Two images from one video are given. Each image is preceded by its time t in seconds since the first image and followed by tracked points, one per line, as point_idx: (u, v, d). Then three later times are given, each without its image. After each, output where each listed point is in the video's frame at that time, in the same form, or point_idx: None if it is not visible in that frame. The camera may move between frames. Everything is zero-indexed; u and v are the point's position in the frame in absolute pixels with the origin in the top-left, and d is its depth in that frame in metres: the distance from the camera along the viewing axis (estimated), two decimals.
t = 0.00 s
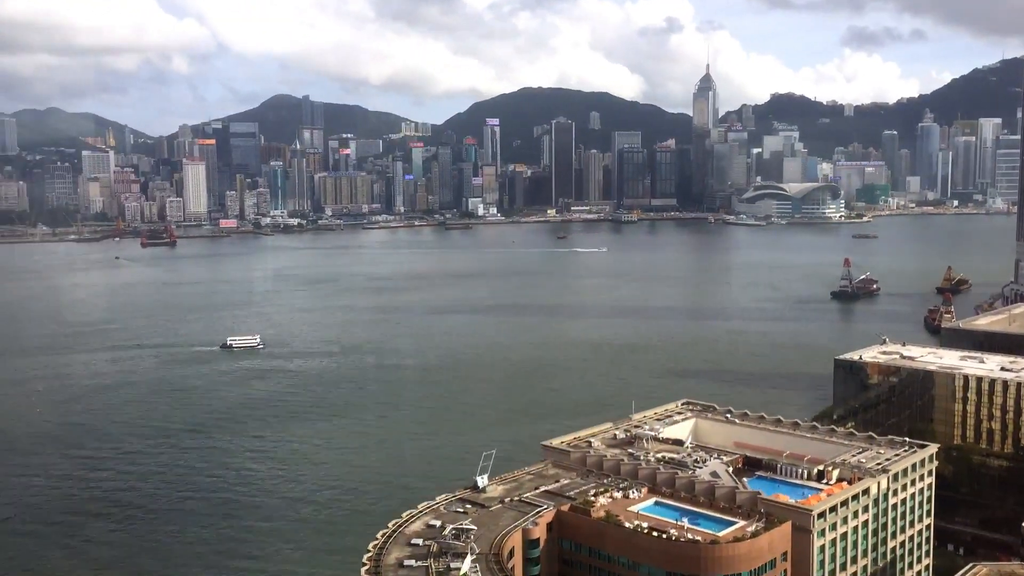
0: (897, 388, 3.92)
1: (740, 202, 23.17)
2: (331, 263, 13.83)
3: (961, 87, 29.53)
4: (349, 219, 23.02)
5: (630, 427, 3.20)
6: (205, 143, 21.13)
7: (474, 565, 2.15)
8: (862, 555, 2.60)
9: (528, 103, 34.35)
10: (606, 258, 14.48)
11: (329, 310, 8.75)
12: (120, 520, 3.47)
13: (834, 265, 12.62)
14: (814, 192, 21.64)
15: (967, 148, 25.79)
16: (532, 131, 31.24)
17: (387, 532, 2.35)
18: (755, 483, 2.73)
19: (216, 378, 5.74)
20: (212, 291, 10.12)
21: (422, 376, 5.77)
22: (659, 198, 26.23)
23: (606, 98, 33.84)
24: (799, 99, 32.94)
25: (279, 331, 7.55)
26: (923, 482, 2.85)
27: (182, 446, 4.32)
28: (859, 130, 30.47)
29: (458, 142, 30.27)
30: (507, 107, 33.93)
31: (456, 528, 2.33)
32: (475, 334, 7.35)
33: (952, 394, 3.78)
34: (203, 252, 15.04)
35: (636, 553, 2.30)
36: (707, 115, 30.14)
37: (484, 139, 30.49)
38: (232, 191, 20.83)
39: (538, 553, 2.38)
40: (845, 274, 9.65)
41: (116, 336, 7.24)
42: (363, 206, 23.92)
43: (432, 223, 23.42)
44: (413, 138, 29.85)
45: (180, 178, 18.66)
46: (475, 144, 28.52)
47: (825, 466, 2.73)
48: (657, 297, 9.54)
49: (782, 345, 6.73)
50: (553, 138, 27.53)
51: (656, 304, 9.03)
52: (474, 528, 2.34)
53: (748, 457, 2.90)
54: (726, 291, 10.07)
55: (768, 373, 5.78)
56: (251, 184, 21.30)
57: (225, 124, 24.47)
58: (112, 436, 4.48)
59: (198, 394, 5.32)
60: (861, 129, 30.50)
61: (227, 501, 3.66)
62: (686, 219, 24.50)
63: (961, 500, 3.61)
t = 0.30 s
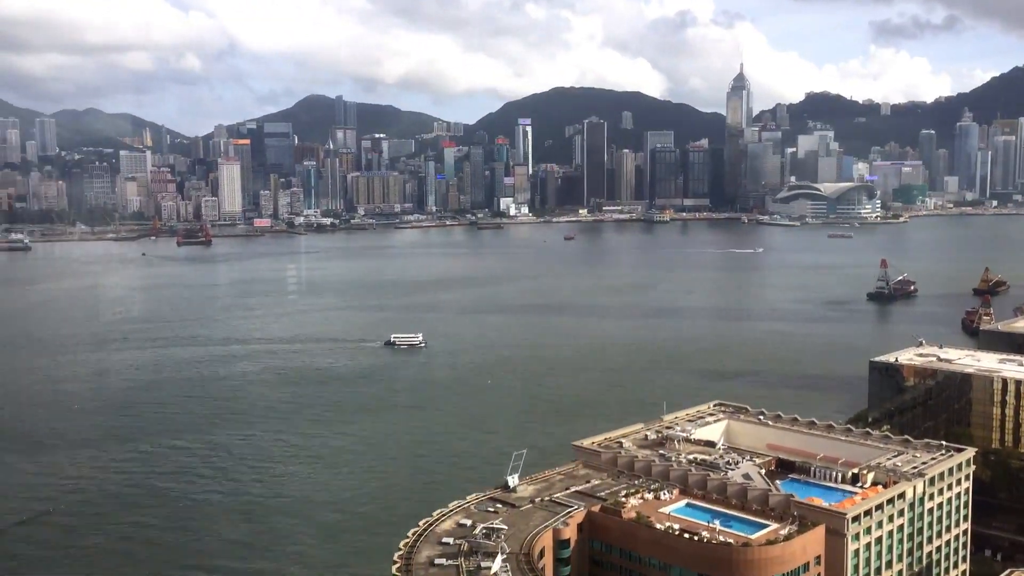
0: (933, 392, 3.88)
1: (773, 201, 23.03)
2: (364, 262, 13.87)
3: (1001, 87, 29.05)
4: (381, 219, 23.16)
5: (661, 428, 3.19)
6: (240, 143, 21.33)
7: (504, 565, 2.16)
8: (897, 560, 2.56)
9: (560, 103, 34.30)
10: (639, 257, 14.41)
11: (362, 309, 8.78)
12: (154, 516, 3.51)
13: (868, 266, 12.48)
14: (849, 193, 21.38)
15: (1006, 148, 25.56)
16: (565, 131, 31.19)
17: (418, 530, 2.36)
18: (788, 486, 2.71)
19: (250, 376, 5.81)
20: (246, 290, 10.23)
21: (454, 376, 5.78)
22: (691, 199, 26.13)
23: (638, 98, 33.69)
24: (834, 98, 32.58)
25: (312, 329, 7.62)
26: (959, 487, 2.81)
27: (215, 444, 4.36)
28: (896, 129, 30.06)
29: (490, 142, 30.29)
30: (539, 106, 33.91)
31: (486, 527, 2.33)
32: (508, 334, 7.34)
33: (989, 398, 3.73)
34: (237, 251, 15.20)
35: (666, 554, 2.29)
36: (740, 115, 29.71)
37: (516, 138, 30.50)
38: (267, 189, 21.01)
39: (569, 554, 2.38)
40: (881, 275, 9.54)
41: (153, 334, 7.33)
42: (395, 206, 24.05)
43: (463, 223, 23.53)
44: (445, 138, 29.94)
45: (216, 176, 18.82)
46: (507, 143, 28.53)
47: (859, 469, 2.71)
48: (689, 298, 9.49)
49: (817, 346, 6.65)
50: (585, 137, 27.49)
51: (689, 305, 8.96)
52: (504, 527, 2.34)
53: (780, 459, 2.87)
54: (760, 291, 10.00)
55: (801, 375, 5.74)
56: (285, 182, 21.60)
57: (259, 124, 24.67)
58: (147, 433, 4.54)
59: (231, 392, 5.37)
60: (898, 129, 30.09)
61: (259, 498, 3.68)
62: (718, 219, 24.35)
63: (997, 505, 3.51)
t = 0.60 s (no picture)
0: (972, 395, 3.81)
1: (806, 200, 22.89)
2: (398, 262, 13.88)
3: None
4: (414, 218, 23.25)
5: (695, 429, 3.17)
6: (275, 143, 21.51)
7: (535, 565, 2.16)
8: (934, 565, 2.53)
9: (594, 102, 34.17)
10: (674, 258, 14.32)
11: (395, 309, 8.78)
12: (189, 513, 3.54)
13: (907, 267, 12.30)
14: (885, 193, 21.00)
15: None
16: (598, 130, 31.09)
17: (450, 529, 2.37)
18: (823, 489, 2.68)
19: (284, 374, 5.86)
20: (280, 289, 10.31)
21: (486, 375, 5.78)
22: (725, 199, 26.05)
23: (673, 97, 33.48)
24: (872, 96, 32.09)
25: (346, 328, 7.66)
26: (999, 492, 2.76)
27: (249, 442, 4.40)
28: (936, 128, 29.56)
29: (523, 141, 30.27)
30: (573, 105, 33.82)
31: (518, 527, 2.33)
32: (541, 333, 7.33)
33: None
34: (272, 250, 15.33)
35: (699, 556, 2.27)
36: (775, 114, 29.43)
37: (549, 138, 30.45)
38: (301, 189, 21.13)
39: (600, 554, 2.37)
40: (920, 276, 9.40)
41: (189, 333, 7.39)
42: (428, 206, 24.18)
43: (496, 224, 23.78)
44: (479, 137, 29.98)
45: (251, 176, 18.96)
46: (540, 143, 28.50)
47: (896, 473, 2.67)
48: (724, 298, 9.42)
49: (854, 348, 6.57)
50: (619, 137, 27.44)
51: (723, 305, 8.89)
52: (536, 527, 2.34)
53: (816, 462, 2.84)
54: (795, 292, 9.89)
55: (836, 377, 5.67)
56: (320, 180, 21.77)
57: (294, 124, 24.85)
58: (182, 430, 4.59)
59: (266, 391, 5.41)
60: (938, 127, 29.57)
61: (291, 496, 3.70)
62: (752, 219, 24.19)
63: None
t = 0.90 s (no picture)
0: (1015, 398, 3.73)
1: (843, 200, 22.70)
2: (433, 262, 13.90)
3: None
4: (448, 218, 23.30)
5: (730, 431, 3.15)
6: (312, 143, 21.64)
7: (568, 564, 2.15)
8: (974, 571, 2.48)
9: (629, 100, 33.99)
10: (710, 258, 14.20)
11: (429, 309, 8.80)
12: (224, 510, 3.57)
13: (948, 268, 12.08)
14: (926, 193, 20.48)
15: None
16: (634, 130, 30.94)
17: (483, 528, 2.38)
18: (860, 493, 2.64)
19: (318, 373, 5.89)
20: (316, 288, 10.37)
21: (519, 376, 5.78)
22: (761, 198, 25.89)
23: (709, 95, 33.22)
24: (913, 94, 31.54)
25: (380, 328, 7.68)
26: None
27: (283, 440, 4.43)
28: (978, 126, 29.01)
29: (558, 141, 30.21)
30: (608, 104, 33.69)
31: (551, 527, 2.33)
32: (575, 334, 7.30)
33: None
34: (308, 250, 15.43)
35: (733, 559, 2.26)
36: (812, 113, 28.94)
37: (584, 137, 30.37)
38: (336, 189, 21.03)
39: (634, 555, 2.36)
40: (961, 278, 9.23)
41: (227, 331, 7.46)
42: (462, 206, 24.45)
43: (530, 222, 24.11)
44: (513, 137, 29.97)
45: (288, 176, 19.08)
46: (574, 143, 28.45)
47: (935, 477, 2.63)
48: (760, 299, 9.32)
49: (893, 350, 6.47)
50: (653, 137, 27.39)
51: (759, 306, 8.80)
52: (569, 528, 2.34)
53: (853, 465, 2.81)
54: (834, 293, 9.76)
55: (875, 379, 5.59)
56: (355, 178, 21.59)
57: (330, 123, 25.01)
58: (218, 428, 4.64)
59: (300, 389, 5.44)
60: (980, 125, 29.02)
61: (325, 494, 3.73)
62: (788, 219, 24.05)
63: None
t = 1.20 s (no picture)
0: None
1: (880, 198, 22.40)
2: (465, 262, 13.91)
3: None
4: (480, 218, 23.35)
5: (763, 432, 3.12)
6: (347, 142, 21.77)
7: (600, 565, 2.15)
8: None
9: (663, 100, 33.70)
10: (743, 259, 14.09)
11: (461, 308, 8.81)
12: (256, 507, 3.60)
13: (987, 269, 11.89)
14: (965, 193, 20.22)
15: None
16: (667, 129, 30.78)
17: (514, 527, 2.38)
18: (896, 496, 2.61)
19: (352, 371, 5.94)
20: (349, 287, 10.44)
21: (550, 376, 5.76)
22: (796, 198, 25.64)
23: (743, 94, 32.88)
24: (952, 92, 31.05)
25: (413, 327, 7.71)
26: None
27: (315, 438, 4.46)
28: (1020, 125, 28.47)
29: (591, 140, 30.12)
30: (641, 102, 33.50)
31: (582, 527, 2.33)
32: (606, 334, 7.28)
33: None
34: (341, 250, 15.54)
35: (766, 562, 2.24)
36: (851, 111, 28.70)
37: (616, 136, 30.26)
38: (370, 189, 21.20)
39: (665, 557, 2.35)
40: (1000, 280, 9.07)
41: (261, 330, 7.53)
42: (495, 206, 24.51)
43: (562, 221, 24.13)
44: (546, 136, 29.94)
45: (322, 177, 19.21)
46: (607, 142, 28.35)
47: (972, 481, 2.58)
48: (795, 300, 9.24)
49: (931, 353, 6.37)
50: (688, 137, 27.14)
51: (794, 307, 8.71)
52: (600, 528, 2.34)
53: (889, 469, 2.77)
54: (869, 294, 9.64)
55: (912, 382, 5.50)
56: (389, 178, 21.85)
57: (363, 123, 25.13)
58: (251, 425, 4.68)
59: (332, 388, 5.47)
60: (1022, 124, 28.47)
61: (357, 493, 3.75)
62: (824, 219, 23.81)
63: None
